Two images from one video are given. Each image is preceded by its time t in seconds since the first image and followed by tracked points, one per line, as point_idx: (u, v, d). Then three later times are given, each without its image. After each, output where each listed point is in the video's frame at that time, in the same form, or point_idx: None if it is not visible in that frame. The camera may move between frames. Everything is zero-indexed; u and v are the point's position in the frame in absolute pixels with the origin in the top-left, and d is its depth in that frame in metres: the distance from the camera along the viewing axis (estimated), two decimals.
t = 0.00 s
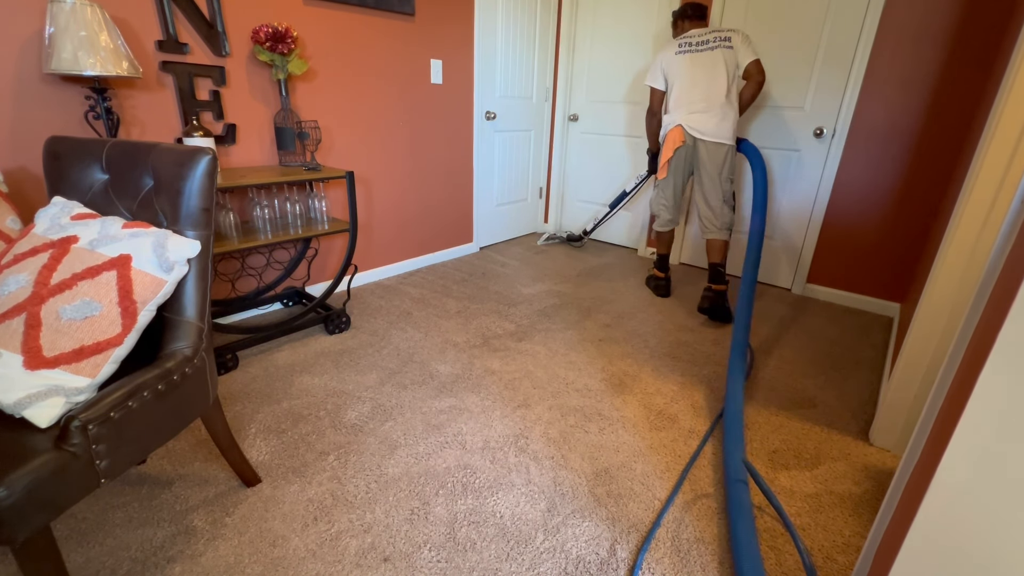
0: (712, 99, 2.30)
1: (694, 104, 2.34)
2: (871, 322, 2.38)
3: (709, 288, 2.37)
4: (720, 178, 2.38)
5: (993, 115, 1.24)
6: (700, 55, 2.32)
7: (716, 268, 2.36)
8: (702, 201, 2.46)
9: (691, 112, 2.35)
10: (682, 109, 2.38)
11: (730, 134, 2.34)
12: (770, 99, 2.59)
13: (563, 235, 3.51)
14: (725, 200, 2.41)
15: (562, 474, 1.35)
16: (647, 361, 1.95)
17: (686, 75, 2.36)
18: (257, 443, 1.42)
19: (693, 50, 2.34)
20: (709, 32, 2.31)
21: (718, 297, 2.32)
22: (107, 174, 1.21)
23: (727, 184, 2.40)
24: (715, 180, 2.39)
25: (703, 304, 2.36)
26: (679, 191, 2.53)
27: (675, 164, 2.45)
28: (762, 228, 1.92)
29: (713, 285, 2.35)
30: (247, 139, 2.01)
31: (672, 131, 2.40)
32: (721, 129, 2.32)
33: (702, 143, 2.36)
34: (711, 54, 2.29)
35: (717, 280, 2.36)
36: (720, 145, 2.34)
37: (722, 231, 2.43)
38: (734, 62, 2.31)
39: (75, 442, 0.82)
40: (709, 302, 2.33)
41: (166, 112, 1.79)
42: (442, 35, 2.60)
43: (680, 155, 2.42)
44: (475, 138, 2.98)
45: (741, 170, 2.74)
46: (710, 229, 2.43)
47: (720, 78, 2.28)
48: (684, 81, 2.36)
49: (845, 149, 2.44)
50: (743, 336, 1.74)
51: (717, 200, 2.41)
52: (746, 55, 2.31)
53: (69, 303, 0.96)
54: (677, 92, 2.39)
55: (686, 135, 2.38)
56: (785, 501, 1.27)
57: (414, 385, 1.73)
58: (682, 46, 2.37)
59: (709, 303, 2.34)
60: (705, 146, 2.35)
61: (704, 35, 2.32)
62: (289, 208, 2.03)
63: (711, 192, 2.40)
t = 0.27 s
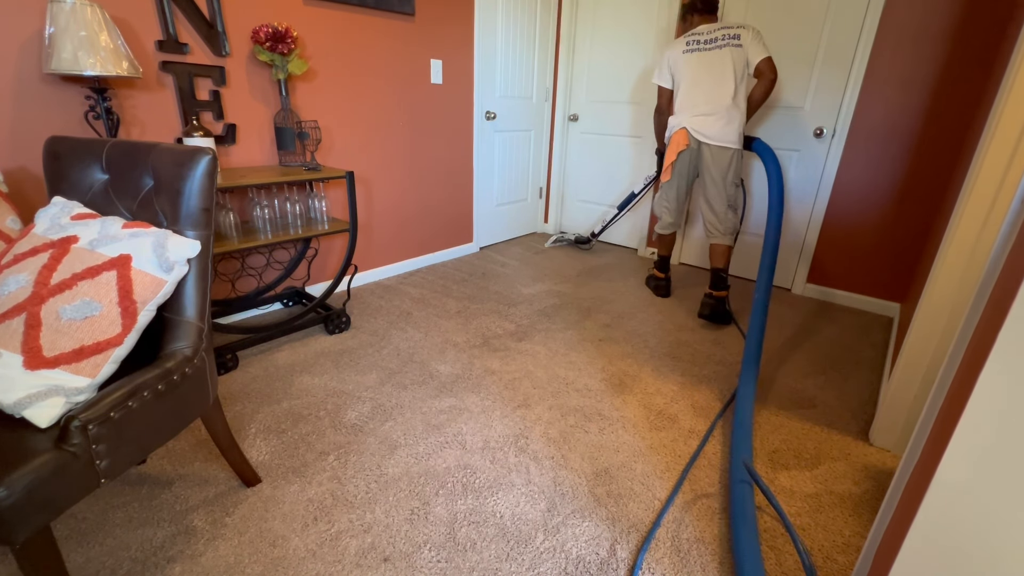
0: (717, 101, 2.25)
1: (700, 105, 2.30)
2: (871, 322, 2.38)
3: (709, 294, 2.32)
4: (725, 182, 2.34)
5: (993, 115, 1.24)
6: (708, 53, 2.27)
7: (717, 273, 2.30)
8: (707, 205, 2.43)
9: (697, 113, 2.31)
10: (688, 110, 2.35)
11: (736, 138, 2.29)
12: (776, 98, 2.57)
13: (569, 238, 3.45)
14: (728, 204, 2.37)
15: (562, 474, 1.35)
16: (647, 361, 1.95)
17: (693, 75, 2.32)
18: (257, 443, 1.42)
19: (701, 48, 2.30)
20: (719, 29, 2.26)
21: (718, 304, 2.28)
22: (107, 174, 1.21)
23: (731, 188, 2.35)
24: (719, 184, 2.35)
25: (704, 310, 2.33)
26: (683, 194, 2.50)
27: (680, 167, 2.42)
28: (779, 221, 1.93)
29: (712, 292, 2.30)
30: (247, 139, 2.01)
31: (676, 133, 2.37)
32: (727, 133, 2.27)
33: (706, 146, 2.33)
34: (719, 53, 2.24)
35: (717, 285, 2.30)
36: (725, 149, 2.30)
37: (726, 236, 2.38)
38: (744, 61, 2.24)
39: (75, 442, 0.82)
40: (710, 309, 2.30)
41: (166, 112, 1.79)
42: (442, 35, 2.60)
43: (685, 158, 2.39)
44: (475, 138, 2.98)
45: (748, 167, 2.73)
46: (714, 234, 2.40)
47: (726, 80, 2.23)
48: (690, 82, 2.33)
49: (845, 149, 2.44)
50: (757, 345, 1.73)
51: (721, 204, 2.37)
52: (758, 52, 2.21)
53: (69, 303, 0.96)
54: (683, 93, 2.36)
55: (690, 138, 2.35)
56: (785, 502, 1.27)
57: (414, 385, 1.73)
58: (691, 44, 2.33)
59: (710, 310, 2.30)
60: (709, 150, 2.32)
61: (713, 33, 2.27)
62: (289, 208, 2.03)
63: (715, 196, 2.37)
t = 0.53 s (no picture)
0: (729, 107, 2.17)
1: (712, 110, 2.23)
2: (871, 321, 2.38)
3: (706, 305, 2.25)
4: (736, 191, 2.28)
5: (993, 115, 1.24)
6: (722, 54, 2.17)
7: (714, 282, 2.24)
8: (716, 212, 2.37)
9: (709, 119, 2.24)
10: (700, 115, 2.27)
11: (749, 146, 2.22)
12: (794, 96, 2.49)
13: (580, 242, 3.35)
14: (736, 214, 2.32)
15: (562, 474, 1.35)
16: (647, 361, 1.95)
17: (706, 78, 2.23)
18: (257, 442, 1.43)
19: (714, 48, 2.20)
20: (735, 27, 2.14)
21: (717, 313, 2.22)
22: (107, 174, 1.21)
23: (740, 198, 2.30)
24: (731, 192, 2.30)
25: (700, 320, 2.25)
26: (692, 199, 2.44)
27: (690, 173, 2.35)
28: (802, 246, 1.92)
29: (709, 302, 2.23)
30: (247, 139, 2.01)
31: (687, 138, 2.30)
32: (738, 141, 2.20)
33: (717, 153, 2.26)
34: (733, 53, 2.14)
35: (714, 295, 2.23)
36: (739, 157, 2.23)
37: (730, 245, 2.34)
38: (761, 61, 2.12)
39: (75, 442, 0.82)
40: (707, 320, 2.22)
41: (166, 112, 1.79)
42: (442, 35, 2.60)
43: (696, 165, 2.32)
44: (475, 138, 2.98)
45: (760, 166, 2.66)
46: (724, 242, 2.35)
47: (740, 84, 2.14)
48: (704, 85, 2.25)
49: (845, 149, 2.44)
50: (770, 355, 1.72)
51: (731, 213, 2.31)
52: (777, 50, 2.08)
53: (69, 303, 0.96)
54: (696, 96, 2.29)
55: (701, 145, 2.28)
56: (785, 502, 1.27)
57: (414, 385, 1.73)
58: (705, 44, 2.23)
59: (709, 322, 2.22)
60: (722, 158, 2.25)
61: (728, 31, 2.16)
62: (289, 208, 2.03)
63: (725, 205, 2.32)
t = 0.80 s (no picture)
0: (755, 112, 2.11)
1: (734, 115, 2.16)
2: (870, 322, 2.38)
3: (707, 307, 2.25)
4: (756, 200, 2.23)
5: (993, 116, 1.24)
6: (743, 54, 2.11)
7: (718, 286, 2.26)
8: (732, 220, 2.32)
9: (731, 124, 2.17)
10: (720, 120, 2.20)
11: (773, 154, 2.16)
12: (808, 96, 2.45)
13: (593, 246, 3.22)
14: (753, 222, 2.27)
15: (562, 474, 1.35)
16: (647, 361, 1.95)
17: (728, 81, 2.17)
18: (257, 443, 1.43)
19: (735, 48, 2.14)
20: (757, 25, 2.08)
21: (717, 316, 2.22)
22: (107, 174, 1.21)
23: (759, 206, 2.25)
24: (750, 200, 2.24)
25: (699, 322, 2.24)
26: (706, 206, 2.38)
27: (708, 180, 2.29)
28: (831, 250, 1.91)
29: (709, 304, 2.24)
30: (247, 139, 2.01)
31: (709, 146, 2.22)
32: (763, 148, 2.14)
33: (740, 161, 2.19)
34: (755, 54, 2.08)
35: (716, 299, 2.25)
36: (762, 166, 2.17)
37: (744, 253, 2.30)
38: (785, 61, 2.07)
39: (75, 442, 0.82)
40: (707, 322, 2.22)
41: (166, 112, 1.79)
42: (442, 35, 2.60)
43: (715, 172, 2.26)
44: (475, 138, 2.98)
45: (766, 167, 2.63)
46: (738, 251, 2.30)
47: (766, 87, 2.08)
48: (724, 88, 2.18)
49: (846, 149, 2.43)
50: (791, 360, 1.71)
51: (748, 221, 2.27)
52: (803, 50, 2.03)
53: (69, 303, 0.96)
54: (716, 99, 2.22)
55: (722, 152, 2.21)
56: (786, 502, 1.27)
57: (414, 385, 1.73)
58: (725, 43, 2.17)
59: (709, 324, 2.22)
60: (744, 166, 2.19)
61: (750, 30, 2.10)
62: (289, 208, 2.03)
63: (743, 213, 2.27)
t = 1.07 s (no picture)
0: (768, 115, 2.10)
1: (746, 116, 2.15)
2: (870, 321, 2.38)
3: (708, 308, 2.24)
4: (766, 203, 2.23)
5: (993, 116, 1.24)
6: (756, 53, 2.10)
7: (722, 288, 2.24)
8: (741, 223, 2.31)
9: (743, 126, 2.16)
10: (732, 122, 2.19)
11: (786, 157, 2.15)
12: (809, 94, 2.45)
13: (608, 251, 3.10)
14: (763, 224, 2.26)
15: (562, 474, 1.35)
16: (647, 361, 1.95)
17: (740, 81, 2.16)
18: (257, 442, 1.43)
19: (747, 47, 2.13)
20: (770, 23, 2.07)
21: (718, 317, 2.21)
22: (107, 174, 1.21)
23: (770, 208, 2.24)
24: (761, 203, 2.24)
25: (700, 323, 2.23)
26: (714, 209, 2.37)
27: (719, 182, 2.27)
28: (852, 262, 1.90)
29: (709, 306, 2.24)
30: (247, 139, 2.01)
31: (719, 149, 2.21)
32: (776, 151, 2.13)
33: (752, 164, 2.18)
34: (769, 52, 2.07)
35: (717, 301, 2.24)
36: (774, 169, 2.16)
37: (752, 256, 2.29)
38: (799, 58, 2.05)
39: (75, 442, 0.82)
40: (708, 324, 2.20)
41: (166, 112, 1.79)
42: (442, 35, 2.60)
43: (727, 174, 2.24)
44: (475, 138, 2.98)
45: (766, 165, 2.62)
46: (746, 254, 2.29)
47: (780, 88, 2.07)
48: (736, 89, 2.18)
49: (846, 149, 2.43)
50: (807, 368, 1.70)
51: (758, 224, 2.26)
52: (819, 46, 2.01)
53: (69, 303, 0.96)
54: (728, 100, 2.21)
55: (733, 154, 2.19)
56: (785, 502, 1.27)
57: (414, 385, 1.73)
58: (737, 42, 2.16)
59: (710, 326, 2.20)
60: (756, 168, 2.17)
61: (762, 28, 2.09)
62: (289, 208, 2.03)
63: (753, 216, 2.26)
